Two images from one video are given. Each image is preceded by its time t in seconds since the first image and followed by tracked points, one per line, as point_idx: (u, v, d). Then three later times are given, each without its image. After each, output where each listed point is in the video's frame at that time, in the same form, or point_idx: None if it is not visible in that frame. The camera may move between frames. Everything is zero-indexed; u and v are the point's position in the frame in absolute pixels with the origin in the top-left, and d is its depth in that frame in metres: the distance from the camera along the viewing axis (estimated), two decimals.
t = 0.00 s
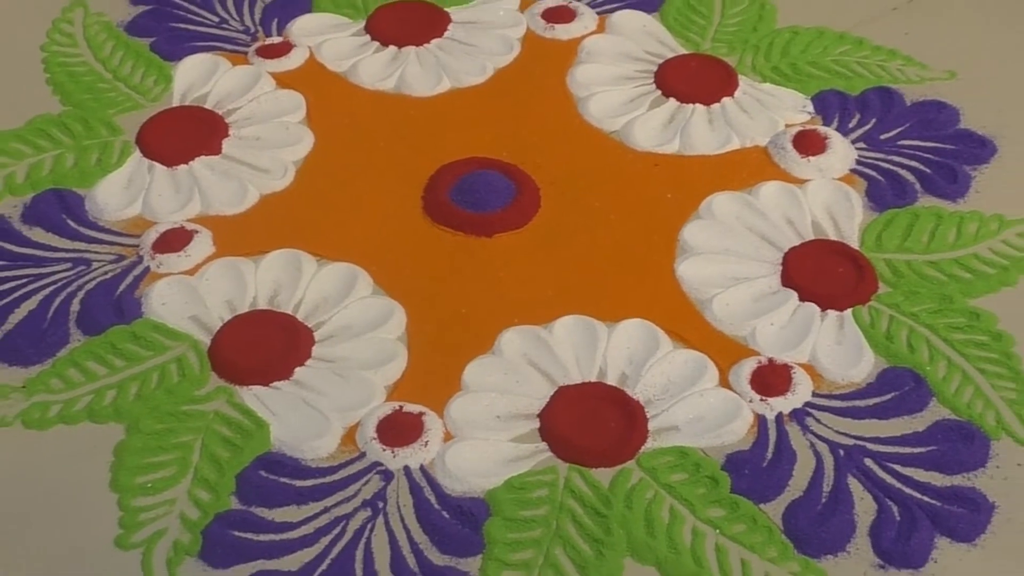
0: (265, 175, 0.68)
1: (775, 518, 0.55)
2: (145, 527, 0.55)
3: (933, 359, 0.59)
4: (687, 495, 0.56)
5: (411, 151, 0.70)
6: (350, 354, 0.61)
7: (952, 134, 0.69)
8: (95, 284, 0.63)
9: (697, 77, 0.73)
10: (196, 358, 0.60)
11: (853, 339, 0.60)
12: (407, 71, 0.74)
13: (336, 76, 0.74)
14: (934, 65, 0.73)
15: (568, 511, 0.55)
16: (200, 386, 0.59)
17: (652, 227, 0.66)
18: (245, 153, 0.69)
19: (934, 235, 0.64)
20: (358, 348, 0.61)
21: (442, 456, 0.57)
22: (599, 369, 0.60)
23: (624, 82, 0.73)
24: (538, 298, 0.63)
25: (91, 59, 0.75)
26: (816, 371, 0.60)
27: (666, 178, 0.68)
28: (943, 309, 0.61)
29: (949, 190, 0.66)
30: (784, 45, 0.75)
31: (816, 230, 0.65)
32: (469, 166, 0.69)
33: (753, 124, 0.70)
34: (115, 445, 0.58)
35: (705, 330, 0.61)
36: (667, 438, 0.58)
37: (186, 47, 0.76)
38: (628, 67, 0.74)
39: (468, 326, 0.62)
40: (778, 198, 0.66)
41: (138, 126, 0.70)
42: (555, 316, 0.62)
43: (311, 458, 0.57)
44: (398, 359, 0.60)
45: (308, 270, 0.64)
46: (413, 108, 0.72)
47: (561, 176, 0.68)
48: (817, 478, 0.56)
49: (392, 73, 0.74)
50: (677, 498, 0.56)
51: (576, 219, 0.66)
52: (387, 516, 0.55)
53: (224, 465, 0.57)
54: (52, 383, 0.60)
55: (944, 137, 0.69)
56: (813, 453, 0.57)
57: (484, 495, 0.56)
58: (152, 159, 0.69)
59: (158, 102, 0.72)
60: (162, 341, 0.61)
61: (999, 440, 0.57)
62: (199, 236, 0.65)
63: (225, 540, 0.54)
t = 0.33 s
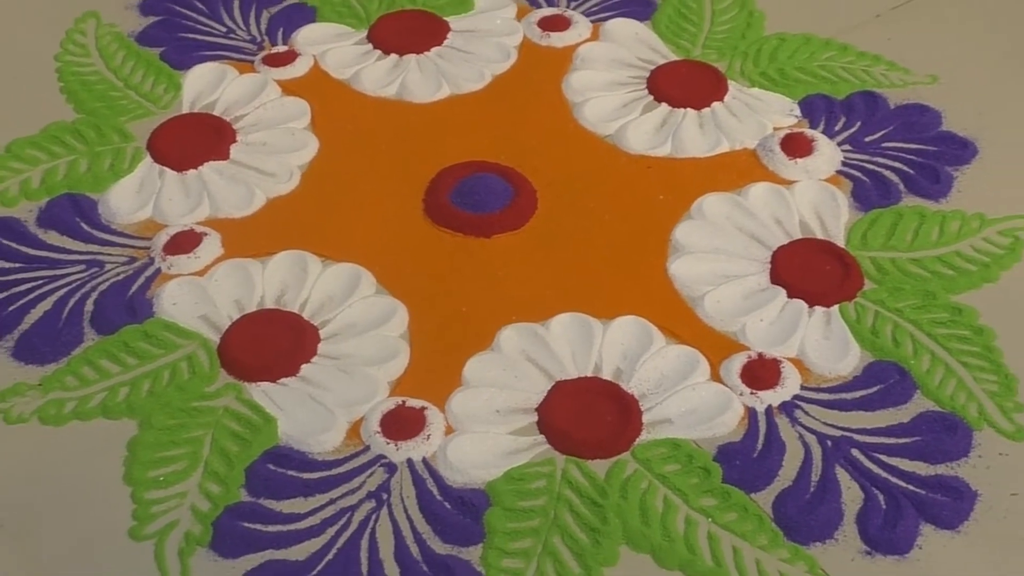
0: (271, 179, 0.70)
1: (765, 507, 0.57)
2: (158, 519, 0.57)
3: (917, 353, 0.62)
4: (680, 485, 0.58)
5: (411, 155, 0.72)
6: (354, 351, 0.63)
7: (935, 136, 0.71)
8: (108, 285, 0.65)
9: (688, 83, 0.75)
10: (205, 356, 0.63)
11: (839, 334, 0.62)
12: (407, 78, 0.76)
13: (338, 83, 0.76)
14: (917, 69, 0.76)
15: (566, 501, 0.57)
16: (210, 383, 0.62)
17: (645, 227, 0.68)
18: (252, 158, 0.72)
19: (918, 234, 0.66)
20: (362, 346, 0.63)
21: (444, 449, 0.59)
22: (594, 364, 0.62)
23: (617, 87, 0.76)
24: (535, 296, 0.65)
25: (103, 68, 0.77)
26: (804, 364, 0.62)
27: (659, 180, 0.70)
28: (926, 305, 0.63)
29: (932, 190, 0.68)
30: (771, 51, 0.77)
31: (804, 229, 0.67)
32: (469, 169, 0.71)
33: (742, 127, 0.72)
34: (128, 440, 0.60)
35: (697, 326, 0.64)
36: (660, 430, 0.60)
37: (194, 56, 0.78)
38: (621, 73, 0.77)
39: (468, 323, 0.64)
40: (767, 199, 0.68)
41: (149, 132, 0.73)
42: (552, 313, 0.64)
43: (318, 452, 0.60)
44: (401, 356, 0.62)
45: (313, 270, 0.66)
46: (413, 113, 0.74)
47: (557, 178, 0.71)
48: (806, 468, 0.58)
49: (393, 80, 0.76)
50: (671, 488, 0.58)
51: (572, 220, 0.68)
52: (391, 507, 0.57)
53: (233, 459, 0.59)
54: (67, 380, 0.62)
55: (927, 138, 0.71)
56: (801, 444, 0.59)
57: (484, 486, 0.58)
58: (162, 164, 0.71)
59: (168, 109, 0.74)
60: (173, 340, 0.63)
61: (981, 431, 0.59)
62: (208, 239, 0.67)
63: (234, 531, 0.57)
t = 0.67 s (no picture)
0: (271, 182, 0.72)
1: (746, 500, 0.59)
2: (157, 509, 0.59)
3: (893, 352, 0.63)
4: (664, 478, 0.60)
5: (407, 159, 0.74)
6: (349, 348, 0.65)
7: (913, 142, 0.73)
8: (111, 283, 0.67)
9: (674, 90, 0.77)
10: (205, 352, 0.65)
11: (819, 333, 0.64)
12: (403, 84, 0.79)
13: (336, 89, 0.79)
14: (896, 77, 0.78)
15: (553, 494, 0.59)
16: (209, 378, 0.64)
17: (633, 229, 0.70)
18: (252, 161, 0.74)
19: (895, 236, 0.68)
20: (357, 343, 0.65)
21: (435, 443, 0.61)
22: (582, 362, 0.64)
23: (607, 94, 0.78)
24: (526, 295, 0.67)
25: (109, 74, 0.79)
26: (785, 362, 0.64)
27: (647, 184, 0.72)
28: (903, 305, 0.65)
29: (910, 194, 0.70)
30: (756, 60, 0.79)
31: (785, 232, 0.69)
32: (462, 173, 0.73)
33: (726, 133, 0.74)
34: (129, 433, 0.62)
35: (682, 325, 0.66)
36: (645, 425, 0.62)
37: (197, 63, 0.80)
38: (610, 80, 0.79)
39: (460, 322, 0.66)
40: (751, 202, 0.70)
41: (152, 136, 0.75)
42: (542, 312, 0.66)
43: (313, 445, 0.61)
44: (394, 352, 0.64)
45: (310, 269, 0.68)
46: (408, 118, 0.77)
47: (548, 182, 0.73)
48: (786, 462, 0.60)
49: (389, 87, 0.79)
50: (655, 482, 0.60)
51: (562, 222, 0.70)
52: (383, 499, 0.59)
53: (231, 451, 0.61)
54: (71, 375, 0.64)
55: (905, 144, 0.73)
56: (782, 439, 0.61)
57: (474, 479, 0.60)
58: (165, 167, 0.73)
59: (171, 114, 0.76)
60: (174, 336, 0.65)
61: (955, 427, 0.61)
62: (208, 239, 0.69)
63: (232, 521, 0.58)
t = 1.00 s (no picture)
0: (280, 188, 0.75)
1: (739, 497, 0.61)
2: (171, 505, 0.61)
3: (881, 354, 0.66)
4: (660, 476, 0.62)
5: (411, 166, 0.77)
6: (356, 349, 0.67)
7: (900, 151, 0.76)
8: (126, 286, 0.70)
9: (670, 100, 0.80)
10: (217, 353, 0.67)
11: (810, 335, 0.67)
12: (407, 94, 0.81)
13: (343, 99, 0.81)
14: (884, 88, 0.80)
15: (553, 491, 0.61)
16: (221, 378, 0.66)
17: (630, 234, 0.72)
18: (262, 168, 0.76)
19: (884, 242, 0.70)
20: (364, 344, 0.67)
21: (439, 441, 0.63)
22: (581, 363, 0.66)
23: (605, 104, 0.80)
24: (526, 298, 0.69)
25: (123, 83, 0.82)
26: (777, 364, 0.66)
27: (643, 191, 0.74)
28: (891, 308, 0.67)
29: (897, 202, 0.72)
30: (748, 71, 0.82)
31: (777, 237, 0.71)
32: (465, 179, 0.75)
33: (720, 142, 0.77)
34: (144, 431, 0.64)
35: (678, 328, 0.68)
36: (642, 425, 0.64)
37: (209, 73, 0.82)
38: (608, 90, 0.81)
39: (462, 323, 0.68)
40: (744, 209, 0.73)
41: (166, 144, 0.77)
42: (542, 315, 0.69)
43: (321, 443, 0.64)
44: (400, 354, 0.67)
45: (319, 273, 0.71)
46: (412, 127, 0.79)
47: (548, 189, 0.75)
48: (778, 461, 0.63)
49: (394, 97, 0.81)
50: (651, 479, 0.62)
51: (561, 228, 0.73)
52: (389, 496, 0.61)
53: (242, 449, 0.63)
54: (88, 375, 0.66)
55: (893, 153, 0.75)
56: (774, 438, 0.63)
57: (477, 476, 0.62)
58: (178, 174, 0.75)
59: (184, 122, 0.79)
60: (187, 338, 0.67)
61: (941, 427, 0.63)
62: (220, 243, 0.72)
63: (243, 517, 0.61)
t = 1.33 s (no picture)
0: (286, 192, 0.77)
1: (728, 488, 0.64)
2: (181, 496, 0.64)
3: (864, 351, 0.68)
4: (652, 468, 0.64)
5: (412, 170, 0.79)
6: (359, 347, 0.70)
7: (883, 156, 0.78)
8: (138, 286, 0.72)
9: (662, 107, 0.82)
10: (225, 350, 0.69)
11: (795, 333, 0.69)
12: (408, 101, 0.84)
13: (346, 106, 0.84)
14: (867, 96, 0.83)
15: (549, 482, 0.64)
16: (229, 375, 0.68)
17: (623, 236, 0.75)
18: (269, 172, 0.79)
19: (867, 244, 0.73)
20: (367, 342, 0.70)
21: (439, 435, 0.66)
22: (575, 359, 0.69)
23: (598, 110, 0.83)
24: (523, 297, 0.72)
25: (135, 91, 0.84)
26: (764, 360, 0.68)
27: (636, 194, 0.77)
28: (873, 307, 0.70)
29: (880, 205, 0.75)
30: (737, 79, 0.85)
31: (765, 239, 0.74)
32: (464, 183, 0.78)
33: (710, 147, 0.79)
34: (155, 425, 0.67)
35: (669, 326, 0.70)
36: (634, 419, 0.66)
37: (218, 81, 0.85)
38: (602, 97, 0.84)
39: (461, 321, 0.71)
40: (732, 212, 0.75)
41: (177, 149, 0.80)
42: (538, 313, 0.71)
43: (325, 437, 0.66)
44: (401, 351, 0.69)
45: (323, 273, 0.73)
46: (413, 132, 0.82)
47: (544, 192, 0.78)
48: (765, 454, 0.65)
49: (396, 104, 0.84)
50: (644, 472, 0.64)
51: (557, 230, 0.75)
52: (391, 487, 0.64)
53: (249, 442, 0.66)
54: (101, 371, 0.69)
55: (875, 158, 0.78)
56: (761, 432, 0.66)
57: (475, 468, 0.65)
58: (188, 178, 0.78)
59: (193, 128, 0.82)
60: (197, 336, 0.70)
61: (922, 421, 0.66)
62: (228, 245, 0.74)
63: (250, 508, 0.63)
